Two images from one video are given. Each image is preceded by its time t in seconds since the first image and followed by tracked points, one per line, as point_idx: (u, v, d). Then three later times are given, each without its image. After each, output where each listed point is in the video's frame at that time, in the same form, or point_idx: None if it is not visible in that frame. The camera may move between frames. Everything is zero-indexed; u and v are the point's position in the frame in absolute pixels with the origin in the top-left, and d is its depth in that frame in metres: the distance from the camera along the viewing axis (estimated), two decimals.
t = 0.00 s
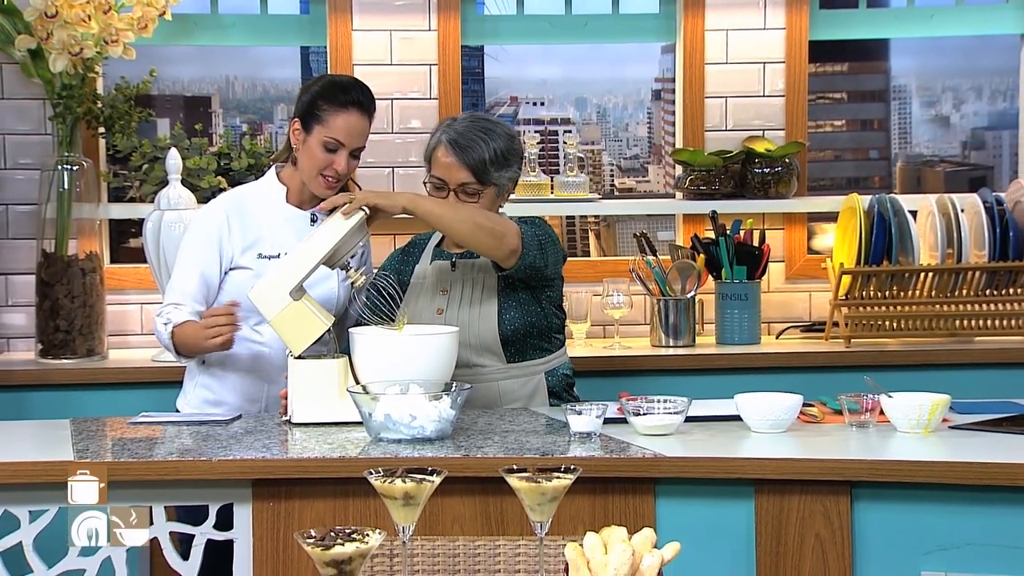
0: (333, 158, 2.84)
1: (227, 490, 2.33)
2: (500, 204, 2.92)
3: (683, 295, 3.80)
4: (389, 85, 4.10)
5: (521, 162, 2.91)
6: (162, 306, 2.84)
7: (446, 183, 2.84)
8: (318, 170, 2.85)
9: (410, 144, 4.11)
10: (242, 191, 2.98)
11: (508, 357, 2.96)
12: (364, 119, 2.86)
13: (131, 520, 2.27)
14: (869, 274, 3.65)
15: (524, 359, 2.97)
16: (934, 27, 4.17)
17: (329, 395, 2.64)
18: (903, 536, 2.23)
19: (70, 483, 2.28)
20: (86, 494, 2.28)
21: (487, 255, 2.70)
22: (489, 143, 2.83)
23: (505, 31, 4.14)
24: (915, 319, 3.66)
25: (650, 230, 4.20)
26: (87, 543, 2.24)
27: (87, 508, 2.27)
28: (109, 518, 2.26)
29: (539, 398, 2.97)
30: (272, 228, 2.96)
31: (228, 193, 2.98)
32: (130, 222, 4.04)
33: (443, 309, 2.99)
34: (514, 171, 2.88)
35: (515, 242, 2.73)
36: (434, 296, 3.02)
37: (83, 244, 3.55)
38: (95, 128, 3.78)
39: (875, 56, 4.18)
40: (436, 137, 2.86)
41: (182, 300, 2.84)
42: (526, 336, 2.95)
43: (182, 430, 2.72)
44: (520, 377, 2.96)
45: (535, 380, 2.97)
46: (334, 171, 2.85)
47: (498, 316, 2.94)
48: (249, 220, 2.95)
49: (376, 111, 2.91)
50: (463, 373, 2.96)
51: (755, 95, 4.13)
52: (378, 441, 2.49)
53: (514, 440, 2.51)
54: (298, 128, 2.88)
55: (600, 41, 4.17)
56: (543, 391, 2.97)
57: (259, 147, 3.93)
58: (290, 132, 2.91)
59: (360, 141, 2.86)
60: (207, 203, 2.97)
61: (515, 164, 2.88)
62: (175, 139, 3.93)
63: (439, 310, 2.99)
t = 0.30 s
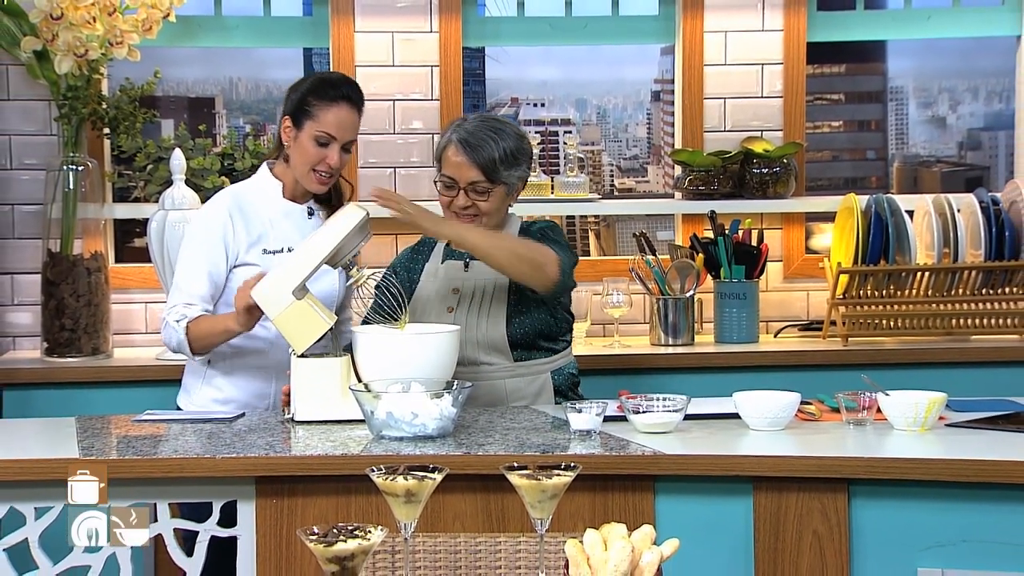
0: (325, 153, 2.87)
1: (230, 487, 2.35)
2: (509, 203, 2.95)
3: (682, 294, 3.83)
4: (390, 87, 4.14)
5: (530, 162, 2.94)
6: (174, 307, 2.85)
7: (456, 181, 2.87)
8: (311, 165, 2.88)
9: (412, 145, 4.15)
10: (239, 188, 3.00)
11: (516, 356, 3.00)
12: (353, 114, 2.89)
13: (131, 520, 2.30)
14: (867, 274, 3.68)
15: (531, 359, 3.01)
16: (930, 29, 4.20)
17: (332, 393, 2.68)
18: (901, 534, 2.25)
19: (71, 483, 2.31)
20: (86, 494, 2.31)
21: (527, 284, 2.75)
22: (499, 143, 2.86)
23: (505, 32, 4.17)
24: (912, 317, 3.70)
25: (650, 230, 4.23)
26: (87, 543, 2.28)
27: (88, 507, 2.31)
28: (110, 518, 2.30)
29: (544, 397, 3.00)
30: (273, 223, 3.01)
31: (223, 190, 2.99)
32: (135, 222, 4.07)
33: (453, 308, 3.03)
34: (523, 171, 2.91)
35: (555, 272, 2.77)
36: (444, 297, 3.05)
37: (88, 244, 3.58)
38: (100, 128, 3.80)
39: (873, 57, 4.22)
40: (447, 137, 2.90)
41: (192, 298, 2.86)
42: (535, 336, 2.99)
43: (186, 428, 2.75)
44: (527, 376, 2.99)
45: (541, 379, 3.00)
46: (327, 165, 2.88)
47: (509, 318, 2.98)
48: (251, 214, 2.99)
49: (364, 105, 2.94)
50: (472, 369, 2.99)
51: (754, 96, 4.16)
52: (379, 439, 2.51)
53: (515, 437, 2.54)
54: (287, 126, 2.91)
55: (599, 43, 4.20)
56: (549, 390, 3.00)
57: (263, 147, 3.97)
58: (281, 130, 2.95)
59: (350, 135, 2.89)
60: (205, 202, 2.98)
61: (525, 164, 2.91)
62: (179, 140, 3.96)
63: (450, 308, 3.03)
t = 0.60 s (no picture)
0: (304, 149, 2.91)
1: (234, 485, 2.38)
2: (532, 202, 3.01)
3: (681, 294, 3.87)
4: (392, 88, 4.17)
5: (554, 163, 2.99)
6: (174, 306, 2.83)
7: (480, 179, 2.92)
8: (292, 162, 2.91)
9: (414, 146, 4.19)
10: (220, 188, 3.00)
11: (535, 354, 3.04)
12: (327, 109, 2.93)
13: (131, 520, 2.30)
14: (864, 274, 3.71)
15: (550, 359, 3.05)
16: (927, 32, 4.24)
17: (334, 391, 2.71)
18: (897, 531, 2.28)
19: (72, 482, 2.33)
20: (86, 493, 2.33)
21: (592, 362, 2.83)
22: (523, 143, 2.92)
23: (506, 34, 4.21)
24: (908, 317, 3.73)
25: (649, 230, 4.27)
26: (88, 542, 2.30)
27: (89, 508, 2.32)
28: (110, 518, 2.31)
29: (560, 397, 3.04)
30: (258, 221, 3.03)
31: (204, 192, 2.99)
32: (139, 222, 4.11)
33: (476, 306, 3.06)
34: (548, 171, 2.97)
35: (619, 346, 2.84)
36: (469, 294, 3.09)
37: (93, 243, 3.62)
38: (105, 129, 3.84)
39: (870, 60, 4.26)
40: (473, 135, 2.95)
41: (188, 295, 2.84)
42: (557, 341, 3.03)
43: (190, 426, 2.78)
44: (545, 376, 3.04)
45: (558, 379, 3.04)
46: (307, 161, 2.91)
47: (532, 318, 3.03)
48: (237, 214, 3.00)
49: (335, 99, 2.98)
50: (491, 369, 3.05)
51: (752, 97, 4.20)
52: (382, 437, 2.55)
53: (515, 435, 2.57)
54: (262, 124, 2.93)
55: (599, 45, 4.23)
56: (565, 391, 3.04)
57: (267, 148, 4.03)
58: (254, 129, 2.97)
59: (326, 129, 2.93)
60: (189, 203, 2.97)
61: (549, 164, 2.97)
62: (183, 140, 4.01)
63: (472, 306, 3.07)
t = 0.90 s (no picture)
0: (303, 148, 2.92)
1: (237, 483, 2.41)
2: (581, 204, 3.02)
3: (681, 293, 3.90)
4: (394, 89, 4.20)
5: (605, 166, 3.01)
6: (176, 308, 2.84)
7: (529, 177, 2.96)
8: (292, 161, 2.93)
9: (416, 147, 4.22)
10: (221, 192, 3.01)
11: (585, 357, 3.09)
12: (324, 107, 2.95)
13: (131, 520, 2.31)
14: (862, 273, 3.74)
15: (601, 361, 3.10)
16: (925, 33, 4.27)
17: (336, 390, 2.74)
18: (895, 529, 2.30)
19: (72, 482, 2.34)
20: (86, 494, 2.34)
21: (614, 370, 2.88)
22: (572, 145, 2.95)
23: (508, 36, 4.24)
24: (906, 316, 3.76)
25: (650, 230, 4.29)
26: (88, 542, 2.32)
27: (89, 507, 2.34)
28: (110, 518, 2.32)
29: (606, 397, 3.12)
30: (258, 222, 3.04)
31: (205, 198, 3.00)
32: (143, 222, 4.14)
33: (525, 310, 3.08)
34: (596, 174, 2.98)
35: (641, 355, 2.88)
36: (519, 296, 3.10)
37: (98, 244, 3.65)
38: (109, 131, 3.87)
39: (868, 61, 4.28)
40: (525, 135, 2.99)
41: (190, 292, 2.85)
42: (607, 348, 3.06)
43: (194, 424, 2.81)
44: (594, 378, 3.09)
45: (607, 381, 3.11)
46: (307, 160, 2.93)
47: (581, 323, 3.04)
48: (237, 216, 3.01)
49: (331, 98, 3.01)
50: (536, 372, 3.09)
51: (752, 98, 4.22)
52: (384, 435, 2.57)
53: (517, 434, 2.60)
54: (260, 125, 2.95)
55: (599, 47, 4.26)
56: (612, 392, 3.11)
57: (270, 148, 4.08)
58: (252, 131, 2.99)
59: (324, 128, 2.94)
60: (191, 205, 2.99)
61: (599, 167, 2.99)
62: (187, 142, 4.09)
63: (521, 310, 3.09)
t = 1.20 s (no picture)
0: (346, 154, 2.89)
1: (241, 481, 2.43)
2: (606, 204, 3.16)
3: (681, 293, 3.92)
4: (397, 91, 4.23)
5: (630, 168, 3.14)
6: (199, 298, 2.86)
7: (556, 177, 3.09)
8: (334, 166, 2.90)
9: (419, 148, 4.25)
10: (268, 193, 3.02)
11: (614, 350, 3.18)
12: (371, 113, 2.90)
13: (131, 520, 2.34)
14: (862, 273, 3.76)
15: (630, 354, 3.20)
16: (924, 35, 4.29)
17: (339, 389, 2.76)
18: (894, 527, 2.33)
19: (71, 482, 2.36)
20: (86, 494, 2.37)
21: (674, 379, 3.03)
22: (599, 147, 3.09)
23: (509, 37, 4.26)
24: (905, 316, 3.79)
25: (650, 230, 4.32)
26: (87, 542, 2.36)
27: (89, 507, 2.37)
28: (111, 518, 2.35)
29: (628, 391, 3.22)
30: (300, 227, 3.01)
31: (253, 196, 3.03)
32: (148, 222, 4.16)
33: (557, 305, 3.19)
34: (622, 175, 3.12)
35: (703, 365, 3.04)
36: (548, 292, 3.21)
37: (103, 243, 3.68)
38: (114, 132, 3.90)
39: (868, 62, 4.31)
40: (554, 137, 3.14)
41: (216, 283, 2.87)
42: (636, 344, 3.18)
43: (198, 423, 2.84)
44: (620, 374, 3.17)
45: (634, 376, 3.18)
46: (350, 165, 2.89)
47: (612, 319, 3.17)
48: (278, 217, 3.01)
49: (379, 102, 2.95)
50: (563, 365, 3.17)
51: (752, 99, 4.25)
52: (386, 434, 2.59)
53: (518, 433, 2.62)
54: (308, 129, 2.92)
55: (599, 48, 4.29)
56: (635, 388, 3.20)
57: (273, 149, 4.10)
58: (301, 134, 2.96)
59: (369, 134, 2.89)
60: (239, 200, 3.02)
61: (624, 168, 3.12)
62: (192, 144, 4.07)
63: (552, 305, 3.19)
